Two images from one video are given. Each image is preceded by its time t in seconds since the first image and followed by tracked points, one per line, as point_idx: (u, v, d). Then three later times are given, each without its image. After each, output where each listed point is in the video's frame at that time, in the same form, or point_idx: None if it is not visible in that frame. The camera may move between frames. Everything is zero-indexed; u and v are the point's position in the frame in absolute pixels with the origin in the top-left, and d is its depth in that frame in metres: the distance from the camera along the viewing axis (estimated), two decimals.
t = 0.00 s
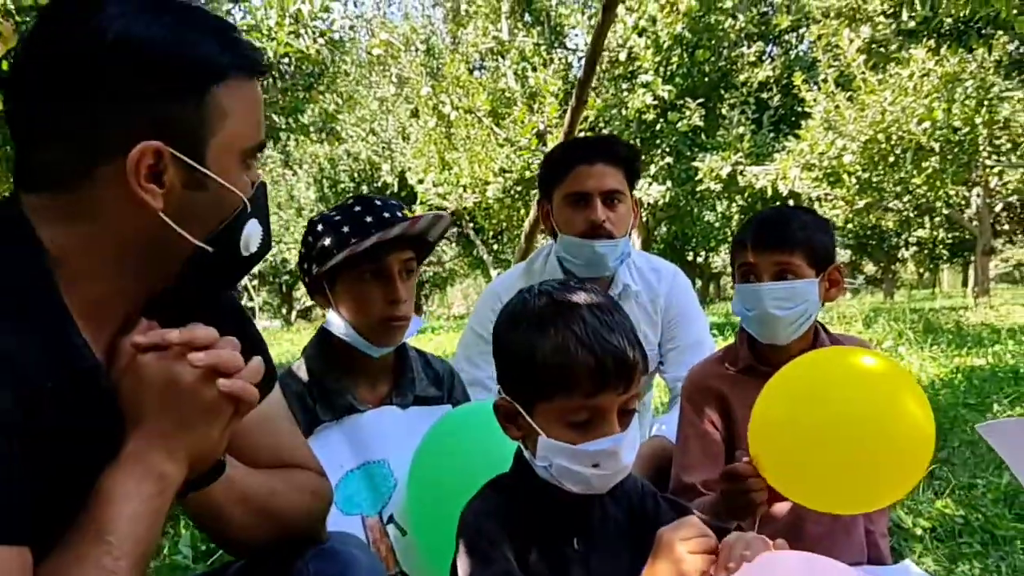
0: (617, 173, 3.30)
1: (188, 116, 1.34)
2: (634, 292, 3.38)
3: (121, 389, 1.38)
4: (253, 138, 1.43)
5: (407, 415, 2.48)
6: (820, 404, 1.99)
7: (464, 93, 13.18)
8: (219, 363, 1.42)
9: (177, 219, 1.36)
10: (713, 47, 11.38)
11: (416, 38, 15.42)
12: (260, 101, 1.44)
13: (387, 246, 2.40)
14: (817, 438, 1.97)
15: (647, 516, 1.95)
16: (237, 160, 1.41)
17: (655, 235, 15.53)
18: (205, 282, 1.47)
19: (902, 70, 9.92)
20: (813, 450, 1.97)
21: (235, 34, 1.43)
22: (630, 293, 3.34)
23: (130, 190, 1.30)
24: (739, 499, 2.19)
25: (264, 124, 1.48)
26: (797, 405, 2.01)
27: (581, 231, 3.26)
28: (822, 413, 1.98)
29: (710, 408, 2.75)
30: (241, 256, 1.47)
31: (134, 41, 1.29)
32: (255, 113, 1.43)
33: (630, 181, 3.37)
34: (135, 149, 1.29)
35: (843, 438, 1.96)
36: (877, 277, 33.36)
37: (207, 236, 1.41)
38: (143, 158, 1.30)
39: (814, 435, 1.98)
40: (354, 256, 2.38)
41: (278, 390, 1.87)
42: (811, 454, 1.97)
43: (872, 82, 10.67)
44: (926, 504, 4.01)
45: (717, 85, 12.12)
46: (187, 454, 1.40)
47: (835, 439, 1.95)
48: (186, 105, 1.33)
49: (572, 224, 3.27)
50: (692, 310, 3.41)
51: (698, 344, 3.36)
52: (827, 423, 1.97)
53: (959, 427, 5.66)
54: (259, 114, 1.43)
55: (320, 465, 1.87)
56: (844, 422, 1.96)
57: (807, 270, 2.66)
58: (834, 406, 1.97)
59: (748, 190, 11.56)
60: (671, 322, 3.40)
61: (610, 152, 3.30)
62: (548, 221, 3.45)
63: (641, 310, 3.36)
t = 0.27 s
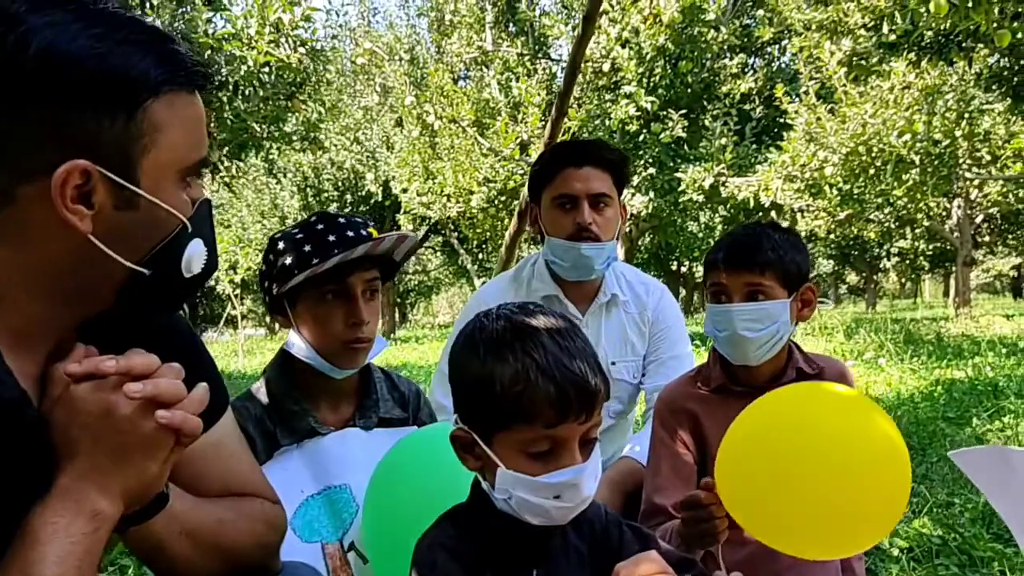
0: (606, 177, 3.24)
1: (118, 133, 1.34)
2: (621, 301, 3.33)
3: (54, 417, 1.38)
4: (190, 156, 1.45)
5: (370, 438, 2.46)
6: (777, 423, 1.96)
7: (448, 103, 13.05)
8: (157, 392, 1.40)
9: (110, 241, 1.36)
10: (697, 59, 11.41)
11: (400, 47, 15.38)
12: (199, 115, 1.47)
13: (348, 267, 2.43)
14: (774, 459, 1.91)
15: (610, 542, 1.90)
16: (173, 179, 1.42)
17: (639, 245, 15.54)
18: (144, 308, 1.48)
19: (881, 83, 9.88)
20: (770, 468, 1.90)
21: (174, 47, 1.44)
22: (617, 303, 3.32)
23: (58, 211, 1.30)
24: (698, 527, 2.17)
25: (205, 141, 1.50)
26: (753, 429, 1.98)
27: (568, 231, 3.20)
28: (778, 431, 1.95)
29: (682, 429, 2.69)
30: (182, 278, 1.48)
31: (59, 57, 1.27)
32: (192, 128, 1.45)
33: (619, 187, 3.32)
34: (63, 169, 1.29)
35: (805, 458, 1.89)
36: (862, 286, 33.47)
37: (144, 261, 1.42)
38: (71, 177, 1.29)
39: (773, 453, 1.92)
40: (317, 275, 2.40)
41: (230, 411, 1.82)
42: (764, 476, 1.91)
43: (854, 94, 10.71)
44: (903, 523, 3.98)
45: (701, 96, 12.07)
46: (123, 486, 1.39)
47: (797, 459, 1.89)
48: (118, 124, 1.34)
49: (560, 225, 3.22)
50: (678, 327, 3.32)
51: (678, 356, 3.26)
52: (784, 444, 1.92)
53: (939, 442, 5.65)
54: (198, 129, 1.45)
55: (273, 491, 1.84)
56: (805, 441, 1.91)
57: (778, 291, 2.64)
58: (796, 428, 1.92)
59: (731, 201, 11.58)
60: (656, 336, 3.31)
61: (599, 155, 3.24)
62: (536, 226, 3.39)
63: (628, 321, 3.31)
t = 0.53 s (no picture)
0: (585, 170, 3.19)
1: (60, 135, 1.31)
2: (604, 300, 3.31)
3: None
4: (139, 160, 1.42)
5: (341, 444, 2.42)
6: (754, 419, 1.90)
7: (438, 104, 12.92)
8: (103, 400, 1.37)
9: (52, 246, 1.33)
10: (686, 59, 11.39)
11: (389, 48, 15.33)
12: (151, 117, 1.44)
13: (314, 270, 2.45)
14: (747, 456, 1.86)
15: (579, 548, 1.87)
16: (121, 184, 1.39)
17: (629, 245, 15.52)
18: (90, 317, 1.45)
19: (870, 85, 9.85)
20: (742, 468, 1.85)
21: (123, 45, 1.42)
22: (600, 301, 3.30)
23: None
24: (674, 527, 2.12)
25: (157, 146, 1.47)
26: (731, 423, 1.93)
27: (549, 226, 3.15)
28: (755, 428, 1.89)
29: (659, 433, 2.65)
30: (131, 284, 1.44)
31: None
32: (143, 131, 1.42)
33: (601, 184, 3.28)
34: None
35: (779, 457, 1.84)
36: (852, 286, 33.54)
37: (89, 266, 1.39)
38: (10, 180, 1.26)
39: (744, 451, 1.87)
40: (283, 277, 2.41)
41: (189, 415, 1.78)
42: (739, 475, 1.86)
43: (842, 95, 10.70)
44: (886, 526, 3.96)
45: (690, 97, 12.03)
46: (67, 497, 1.37)
47: (770, 457, 1.84)
48: (60, 125, 1.31)
49: (541, 220, 3.17)
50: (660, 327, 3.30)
51: (659, 356, 3.23)
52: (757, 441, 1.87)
53: (925, 443, 5.63)
54: (149, 132, 1.43)
55: (234, 498, 1.80)
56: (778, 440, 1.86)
57: (754, 297, 2.61)
58: (774, 422, 1.87)
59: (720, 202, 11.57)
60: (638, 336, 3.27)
61: (580, 149, 3.20)
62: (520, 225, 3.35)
63: (612, 319, 3.28)
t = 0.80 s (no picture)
0: (581, 160, 3.18)
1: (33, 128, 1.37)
2: (603, 287, 3.28)
3: None
4: (117, 153, 1.47)
5: (332, 438, 2.41)
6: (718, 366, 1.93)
7: (437, 98, 12.69)
8: (83, 397, 1.37)
9: (29, 241, 1.40)
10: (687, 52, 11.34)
11: (390, 43, 15.31)
12: (129, 110, 1.49)
13: (303, 265, 2.44)
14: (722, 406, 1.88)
15: (572, 543, 1.85)
16: (97, 177, 1.44)
17: (631, 239, 15.49)
18: (69, 310, 1.50)
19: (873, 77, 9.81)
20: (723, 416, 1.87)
21: (100, 38, 1.47)
22: (600, 291, 3.27)
23: None
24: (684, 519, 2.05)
25: (136, 138, 1.52)
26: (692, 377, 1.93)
27: (545, 217, 3.15)
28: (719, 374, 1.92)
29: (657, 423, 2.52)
30: (111, 278, 1.49)
31: None
32: (120, 124, 1.47)
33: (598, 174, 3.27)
34: None
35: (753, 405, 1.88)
36: (855, 279, 33.48)
37: (66, 262, 1.45)
38: None
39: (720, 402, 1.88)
40: (272, 272, 2.40)
41: (175, 411, 1.78)
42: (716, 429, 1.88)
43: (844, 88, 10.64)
44: (885, 519, 3.94)
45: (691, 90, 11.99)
46: (46, 494, 1.37)
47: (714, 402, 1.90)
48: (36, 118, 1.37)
49: (537, 212, 3.17)
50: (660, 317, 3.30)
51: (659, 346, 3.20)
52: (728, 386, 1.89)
53: (926, 436, 5.61)
54: (126, 125, 1.48)
55: (223, 495, 1.79)
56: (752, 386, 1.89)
57: (722, 296, 2.54)
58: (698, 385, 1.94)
59: (722, 195, 11.51)
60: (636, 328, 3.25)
61: (575, 138, 3.20)
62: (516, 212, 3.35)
63: (614, 308, 3.27)
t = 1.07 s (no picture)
0: (603, 139, 3.20)
1: (82, 115, 1.42)
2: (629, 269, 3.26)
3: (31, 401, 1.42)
4: (162, 138, 1.53)
5: (377, 421, 2.46)
6: (726, 358, 2.02)
7: (475, 85, 12.78)
8: (137, 377, 1.42)
9: (78, 224, 1.45)
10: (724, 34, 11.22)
11: (425, 31, 15.34)
12: (171, 95, 1.54)
13: (348, 250, 2.48)
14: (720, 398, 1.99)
15: (614, 522, 1.87)
16: (144, 161, 1.50)
17: (670, 224, 15.40)
18: (119, 293, 1.55)
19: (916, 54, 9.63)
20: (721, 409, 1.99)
21: (142, 25, 1.52)
22: (627, 271, 3.25)
23: (23, 195, 1.38)
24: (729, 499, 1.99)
25: (179, 125, 1.57)
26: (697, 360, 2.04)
27: (564, 198, 3.18)
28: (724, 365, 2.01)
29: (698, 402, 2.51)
30: (161, 261, 1.54)
31: (21, 39, 1.36)
32: (162, 108, 1.52)
33: (619, 152, 3.29)
34: (24, 152, 1.37)
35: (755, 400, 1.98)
36: (899, 261, 32.96)
37: (116, 246, 1.50)
38: (34, 160, 1.37)
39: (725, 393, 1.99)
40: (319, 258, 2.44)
41: (225, 395, 1.83)
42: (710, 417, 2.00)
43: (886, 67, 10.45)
44: (930, 501, 3.91)
45: (730, 71, 11.86)
46: (103, 472, 1.42)
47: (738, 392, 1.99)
48: (85, 105, 1.42)
49: (556, 192, 3.21)
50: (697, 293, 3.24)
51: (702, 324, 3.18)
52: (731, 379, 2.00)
53: (973, 418, 5.54)
54: (170, 109, 1.53)
55: (272, 475, 1.84)
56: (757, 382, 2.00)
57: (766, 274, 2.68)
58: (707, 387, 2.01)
59: (762, 178, 11.40)
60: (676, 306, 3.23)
61: (596, 117, 3.21)
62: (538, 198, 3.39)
63: (643, 288, 3.24)
